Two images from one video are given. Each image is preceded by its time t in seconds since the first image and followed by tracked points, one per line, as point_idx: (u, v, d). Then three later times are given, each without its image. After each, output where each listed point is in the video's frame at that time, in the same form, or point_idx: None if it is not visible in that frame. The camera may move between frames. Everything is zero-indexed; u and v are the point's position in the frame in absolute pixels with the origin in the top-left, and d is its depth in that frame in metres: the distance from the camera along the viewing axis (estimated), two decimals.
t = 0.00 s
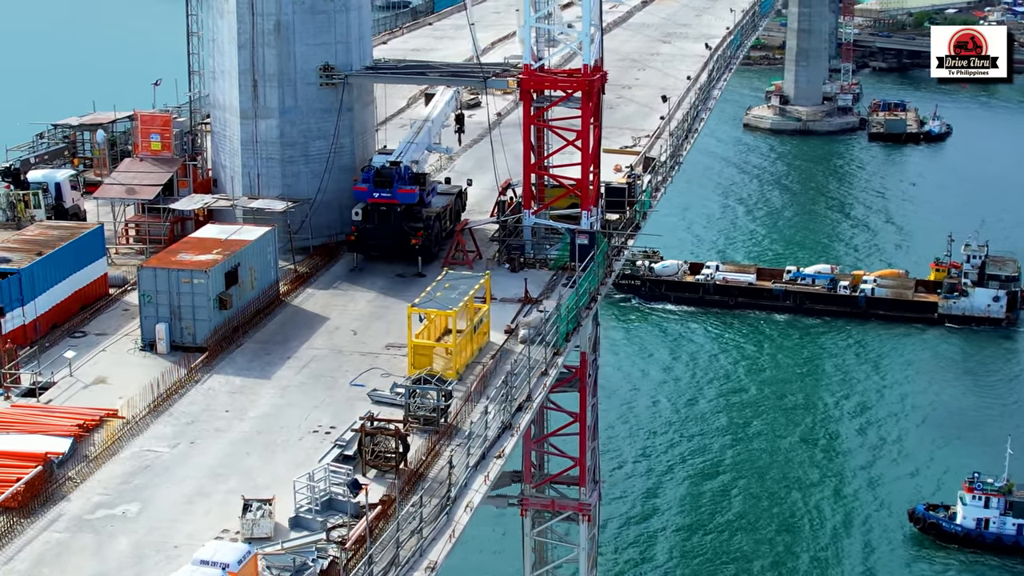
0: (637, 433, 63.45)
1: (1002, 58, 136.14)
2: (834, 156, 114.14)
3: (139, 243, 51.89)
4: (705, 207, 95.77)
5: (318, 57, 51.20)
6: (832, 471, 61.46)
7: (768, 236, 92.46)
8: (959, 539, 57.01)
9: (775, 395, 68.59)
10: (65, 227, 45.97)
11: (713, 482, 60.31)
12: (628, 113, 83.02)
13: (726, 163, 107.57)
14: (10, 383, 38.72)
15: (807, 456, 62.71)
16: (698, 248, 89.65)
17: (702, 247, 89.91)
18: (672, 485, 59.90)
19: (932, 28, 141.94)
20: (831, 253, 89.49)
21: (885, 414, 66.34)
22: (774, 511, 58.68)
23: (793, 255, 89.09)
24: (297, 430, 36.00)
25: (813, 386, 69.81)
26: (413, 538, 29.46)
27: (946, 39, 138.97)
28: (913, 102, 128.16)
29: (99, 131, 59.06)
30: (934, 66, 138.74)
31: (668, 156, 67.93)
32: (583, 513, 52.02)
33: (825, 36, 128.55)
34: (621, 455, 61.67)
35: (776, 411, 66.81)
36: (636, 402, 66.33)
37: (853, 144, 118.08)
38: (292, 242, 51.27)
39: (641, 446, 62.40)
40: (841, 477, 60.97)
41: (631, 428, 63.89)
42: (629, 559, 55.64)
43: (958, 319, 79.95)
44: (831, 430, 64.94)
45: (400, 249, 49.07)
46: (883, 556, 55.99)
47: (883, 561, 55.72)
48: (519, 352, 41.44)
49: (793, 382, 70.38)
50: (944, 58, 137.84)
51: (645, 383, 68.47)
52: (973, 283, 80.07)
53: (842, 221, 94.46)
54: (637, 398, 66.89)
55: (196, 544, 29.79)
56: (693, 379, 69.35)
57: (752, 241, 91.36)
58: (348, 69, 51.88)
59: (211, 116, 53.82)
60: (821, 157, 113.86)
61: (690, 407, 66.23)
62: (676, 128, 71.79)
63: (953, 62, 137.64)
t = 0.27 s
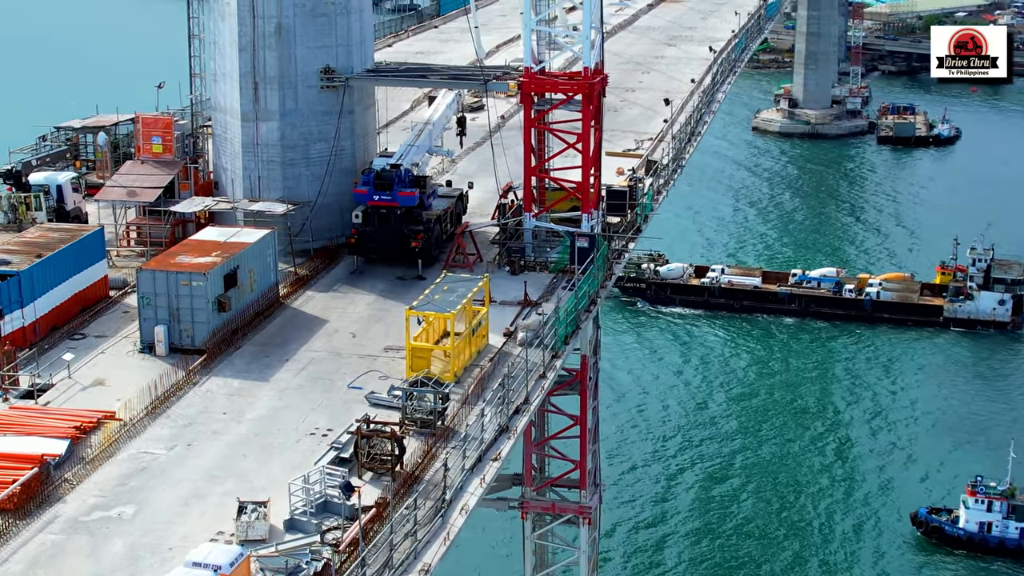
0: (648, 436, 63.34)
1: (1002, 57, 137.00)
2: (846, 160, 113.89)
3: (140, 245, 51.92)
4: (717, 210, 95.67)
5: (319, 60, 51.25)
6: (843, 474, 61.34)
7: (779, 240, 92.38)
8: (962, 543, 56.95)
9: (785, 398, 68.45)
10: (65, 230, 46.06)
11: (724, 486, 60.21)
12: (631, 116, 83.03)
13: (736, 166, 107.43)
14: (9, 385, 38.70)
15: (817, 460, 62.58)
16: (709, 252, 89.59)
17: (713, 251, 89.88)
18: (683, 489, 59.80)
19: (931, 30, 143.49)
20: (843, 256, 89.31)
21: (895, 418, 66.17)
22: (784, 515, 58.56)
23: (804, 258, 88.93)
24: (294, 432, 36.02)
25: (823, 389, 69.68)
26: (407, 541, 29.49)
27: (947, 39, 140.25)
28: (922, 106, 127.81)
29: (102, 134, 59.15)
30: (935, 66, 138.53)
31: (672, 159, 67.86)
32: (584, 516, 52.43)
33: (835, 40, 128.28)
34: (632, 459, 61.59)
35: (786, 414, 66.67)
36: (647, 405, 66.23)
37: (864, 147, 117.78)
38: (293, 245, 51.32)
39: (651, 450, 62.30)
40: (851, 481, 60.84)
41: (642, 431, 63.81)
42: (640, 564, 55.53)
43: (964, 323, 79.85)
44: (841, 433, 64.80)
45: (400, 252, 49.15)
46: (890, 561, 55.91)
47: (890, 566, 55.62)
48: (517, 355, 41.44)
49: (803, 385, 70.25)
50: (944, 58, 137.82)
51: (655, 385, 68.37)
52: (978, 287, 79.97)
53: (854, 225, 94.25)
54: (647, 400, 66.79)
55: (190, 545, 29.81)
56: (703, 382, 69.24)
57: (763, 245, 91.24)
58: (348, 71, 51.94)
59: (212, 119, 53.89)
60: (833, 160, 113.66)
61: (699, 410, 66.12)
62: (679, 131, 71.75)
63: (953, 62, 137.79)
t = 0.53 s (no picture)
0: (657, 440, 63.25)
1: (1002, 58, 135.90)
2: (856, 163, 113.64)
3: (141, 248, 51.95)
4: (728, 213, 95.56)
5: (320, 62, 51.30)
6: (853, 479, 61.19)
7: (791, 243, 92.26)
8: (964, 546, 56.89)
9: (794, 401, 68.32)
10: (65, 232, 46.17)
11: (733, 491, 60.11)
12: (635, 119, 83.00)
13: (747, 170, 107.20)
14: (7, 387, 38.67)
15: (826, 464, 62.46)
16: (720, 254, 89.49)
17: (724, 254, 89.80)
18: (693, 493, 59.70)
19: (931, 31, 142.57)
20: (855, 260, 89.10)
21: (903, 422, 66.03)
22: (794, 519, 58.47)
23: (816, 262, 88.79)
24: (290, 435, 36.05)
25: (831, 392, 69.55)
26: (402, 543, 29.51)
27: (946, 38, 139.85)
28: (932, 109, 127.36)
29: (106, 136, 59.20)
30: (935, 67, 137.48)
31: (673, 162, 67.81)
32: (584, 519, 52.41)
33: (843, 43, 128.51)
34: (642, 463, 61.50)
35: (795, 418, 66.55)
36: (656, 409, 66.16)
37: (873, 151, 117.54)
38: (294, 247, 51.30)
39: (661, 454, 62.22)
40: (862, 485, 60.69)
41: (651, 435, 63.74)
42: (651, 568, 55.37)
43: (969, 326, 79.70)
44: (850, 437, 64.67)
45: (399, 254, 49.18)
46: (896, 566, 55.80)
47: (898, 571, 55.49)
48: (516, 357, 41.39)
49: (811, 388, 70.12)
50: (944, 58, 136.67)
51: (663, 388, 68.29)
52: (983, 290, 80.03)
53: (866, 229, 94.06)
54: (656, 404, 66.71)
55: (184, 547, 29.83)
56: (712, 386, 69.15)
57: (775, 248, 91.12)
58: (349, 74, 51.99)
59: (213, 122, 53.93)
60: (843, 164, 113.48)
61: (708, 414, 66.02)
62: (681, 134, 71.70)
63: (953, 62, 136.46)
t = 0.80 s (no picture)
0: (666, 445, 63.21)
1: (1002, 57, 137.50)
2: (864, 167, 113.47)
3: (142, 251, 52.03)
4: (737, 217, 95.39)
5: (320, 66, 51.36)
6: (864, 484, 61.11)
7: (800, 246, 92.12)
8: (966, 550, 56.86)
9: (803, 405, 68.24)
10: (64, 235, 46.31)
11: (741, 496, 60.08)
12: (637, 122, 83.01)
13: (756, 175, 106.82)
14: (5, 390, 38.76)
15: (833, 468, 62.43)
16: (729, 258, 89.32)
17: (733, 257, 89.65)
18: (701, 498, 59.67)
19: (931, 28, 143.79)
20: (865, 263, 88.96)
21: (912, 426, 65.90)
22: (804, 524, 58.41)
23: (825, 265, 88.70)
24: (287, 438, 36.08)
25: (840, 396, 69.44)
26: (396, 546, 29.51)
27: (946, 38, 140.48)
28: (941, 113, 127.05)
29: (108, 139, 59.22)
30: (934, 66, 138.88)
31: (675, 166, 67.81)
32: (584, 522, 52.36)
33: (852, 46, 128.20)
34: (651, 469, 61.46)
35: (804, 422, 66.45)
36: (665, 414, 66.11)
37: (882, 154, 117.38)
38: (293, 251, 51.37)
39: (670, 459, 62.18)
40: (873, 491, 60.61)
41: (660, 440, 63.69)
42: (661, 571, 55.28)
43: (974, 330, 79.50)
44: (859, 441, 64.59)
45: (399, 258, 49.22)
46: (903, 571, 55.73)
47: None
48: (513, 361, 41.41)
49: (819, 392, 70.04)
50: (944, 58, 137.81)
51: (672, 393, 68.25)
52: (988, 294, 79.81)
53: (876, 232, 93.95)
54: (665, 408, 66.67)
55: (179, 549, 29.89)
56: (720, 390, 69.07)
57: (784, 251, 90.96)
58: (349, 78, 52.04)
59: (214, 125, 53.99)
60: (851, 167, 113.30)
61: (717, 419, 65.94)
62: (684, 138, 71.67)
63: (953, 62, 138.00)
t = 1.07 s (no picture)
0: (675, 450, 63.13)
1: (1002, 58, 137.39)
2: (871, 170, 113.27)
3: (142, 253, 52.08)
4: (743, 221, 95.30)
5: (319, 69, 51.36)
6: (875, 489, 61.01)
7: (807, 249, 91.96)
8: (968, 554, 56.54)
9: (812, 408, 68.15)
10: (63, 237, 46.39)
11: (751, 500, 60.00)
12: (639, 125, 83.00)
13: (762, 178, 106.68)
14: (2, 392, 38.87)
15: (842, 472, 62.35)
16: (736, 262, 89.22)
17: (739, 261, 89.56)
18: (710, 503, 59.59)
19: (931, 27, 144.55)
20: (873, 265, 88.80)
21: (920, 430, 65.82)
22: (815, 529, 58.35)
23: (832, 268, 88.54)
24: (283, 440, 36.09)
25: (848, 399, 69.33)
26: (388, 549, 29.47)
27: (947, 38, 141.15)
28: (949, 116, 126.74)
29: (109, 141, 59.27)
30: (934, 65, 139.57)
31: (677, 169, 67.78)
32: (583, 526, 52.19)
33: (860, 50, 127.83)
34: (660, 472, 61.38)
35: (813, 425, 66.35)
36: (674, 417, 66.04)
37: (889, 158, 117.10)
38: (291, 254, 51.41)
39: (679, 463, 62.08)
40: (884, 496, 60.49)
41: (669, 444, 63.61)
42: None
43: (977, 333, 79.29)
44: (867, 444, 64.51)
45: (397, 261, 49.21)
46: None
47: None
48: (511, 364, 41.39)
49: (828, 395, 69.94)
50: (944, 58, 138.83)
51: (681, 396, 68.18)
52: (993, 297, 79.52)
53: (884, 235, 93.78)
54: (674, 412, 66.59)
55: (172, 551, 29.92)
56: (729, 394, 68.97)
57: (791, 255, 90.79)
58: (349, 81, 52.01)
59: (215, 128, 54.04)
60: (859, 171, 113.11)
61: (726, 423, 65.84)
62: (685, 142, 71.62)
63: (953, 62, 138.82)
